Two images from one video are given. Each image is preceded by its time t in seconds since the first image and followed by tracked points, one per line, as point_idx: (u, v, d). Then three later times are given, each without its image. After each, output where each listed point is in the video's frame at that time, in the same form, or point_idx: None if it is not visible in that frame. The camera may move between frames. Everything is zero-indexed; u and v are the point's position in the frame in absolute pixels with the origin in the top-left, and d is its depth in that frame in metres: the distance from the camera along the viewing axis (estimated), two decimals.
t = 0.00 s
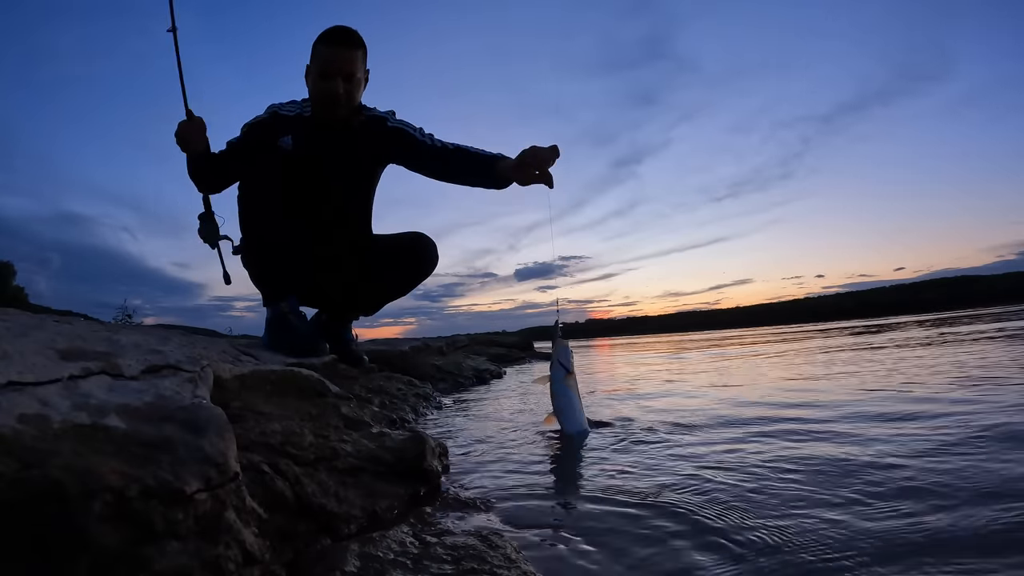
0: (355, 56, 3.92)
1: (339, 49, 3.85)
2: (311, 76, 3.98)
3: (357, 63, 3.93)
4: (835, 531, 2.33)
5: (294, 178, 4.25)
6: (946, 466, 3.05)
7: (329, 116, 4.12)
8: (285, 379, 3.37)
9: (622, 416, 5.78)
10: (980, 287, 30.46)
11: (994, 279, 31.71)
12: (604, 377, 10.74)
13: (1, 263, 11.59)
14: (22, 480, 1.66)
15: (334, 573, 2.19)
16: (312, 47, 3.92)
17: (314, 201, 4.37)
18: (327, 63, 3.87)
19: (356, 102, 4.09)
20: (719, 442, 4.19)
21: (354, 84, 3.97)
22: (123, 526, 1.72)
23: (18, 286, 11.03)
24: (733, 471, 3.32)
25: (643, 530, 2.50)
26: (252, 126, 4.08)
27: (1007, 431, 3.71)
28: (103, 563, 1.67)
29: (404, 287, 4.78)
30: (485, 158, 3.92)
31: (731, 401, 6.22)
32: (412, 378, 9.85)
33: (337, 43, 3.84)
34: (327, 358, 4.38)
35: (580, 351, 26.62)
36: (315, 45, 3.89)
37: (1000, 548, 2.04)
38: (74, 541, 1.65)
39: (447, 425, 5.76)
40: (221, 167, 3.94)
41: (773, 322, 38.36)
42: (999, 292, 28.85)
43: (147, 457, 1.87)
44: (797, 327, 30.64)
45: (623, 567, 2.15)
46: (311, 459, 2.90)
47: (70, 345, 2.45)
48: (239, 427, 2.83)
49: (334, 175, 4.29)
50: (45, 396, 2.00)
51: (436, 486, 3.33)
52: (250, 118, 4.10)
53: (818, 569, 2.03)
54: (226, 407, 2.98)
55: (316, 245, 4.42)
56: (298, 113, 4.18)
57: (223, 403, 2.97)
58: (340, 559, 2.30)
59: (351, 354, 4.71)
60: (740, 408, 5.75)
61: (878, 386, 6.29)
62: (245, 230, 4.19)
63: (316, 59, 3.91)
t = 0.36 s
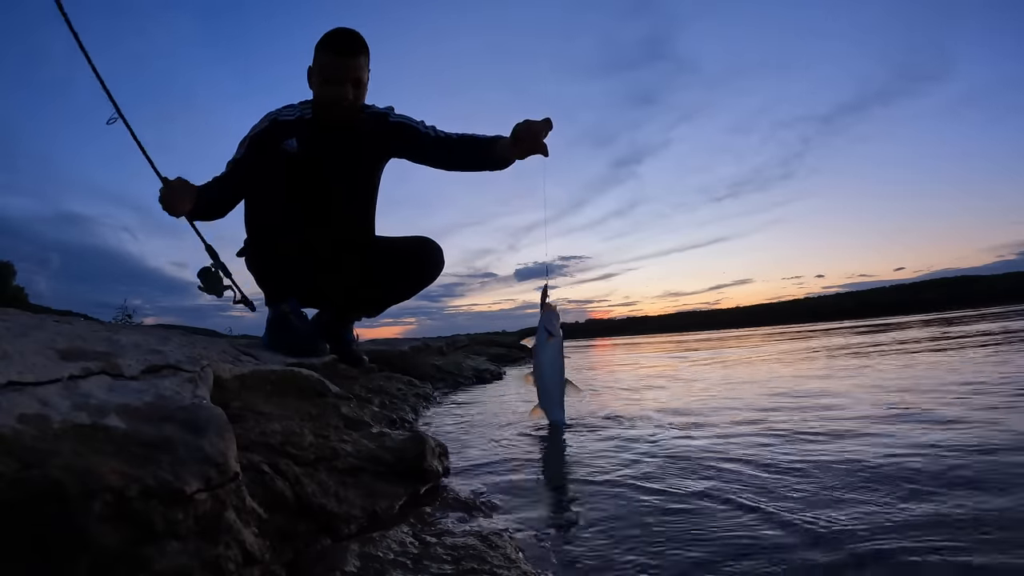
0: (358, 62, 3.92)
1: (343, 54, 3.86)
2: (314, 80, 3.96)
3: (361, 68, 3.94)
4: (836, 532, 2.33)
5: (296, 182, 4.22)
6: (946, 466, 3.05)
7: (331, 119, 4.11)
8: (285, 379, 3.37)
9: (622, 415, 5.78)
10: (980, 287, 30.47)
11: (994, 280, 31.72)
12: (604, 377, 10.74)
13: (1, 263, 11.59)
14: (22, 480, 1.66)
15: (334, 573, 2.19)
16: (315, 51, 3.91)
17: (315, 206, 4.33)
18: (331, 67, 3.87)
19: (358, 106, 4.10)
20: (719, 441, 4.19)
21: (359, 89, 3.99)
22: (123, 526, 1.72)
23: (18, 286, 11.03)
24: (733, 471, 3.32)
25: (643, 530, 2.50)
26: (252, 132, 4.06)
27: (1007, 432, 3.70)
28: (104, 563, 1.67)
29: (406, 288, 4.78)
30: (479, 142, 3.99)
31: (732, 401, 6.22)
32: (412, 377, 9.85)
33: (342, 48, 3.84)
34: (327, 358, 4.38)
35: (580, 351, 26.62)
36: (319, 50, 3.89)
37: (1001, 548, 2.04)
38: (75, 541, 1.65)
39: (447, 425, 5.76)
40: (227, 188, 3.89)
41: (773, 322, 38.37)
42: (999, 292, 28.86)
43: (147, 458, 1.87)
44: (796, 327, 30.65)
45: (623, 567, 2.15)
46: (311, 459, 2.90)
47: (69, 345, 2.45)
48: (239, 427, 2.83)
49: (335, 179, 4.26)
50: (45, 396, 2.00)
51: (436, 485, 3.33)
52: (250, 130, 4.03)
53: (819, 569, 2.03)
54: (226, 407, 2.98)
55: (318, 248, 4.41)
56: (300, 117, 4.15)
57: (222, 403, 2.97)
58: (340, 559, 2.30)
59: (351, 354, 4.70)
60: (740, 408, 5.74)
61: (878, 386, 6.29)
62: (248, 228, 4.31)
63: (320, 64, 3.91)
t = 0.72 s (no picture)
0: (354, 67, 3.92)
1: (339, 58, 3.85)
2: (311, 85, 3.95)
3: (356, 72, 3.93)
4: (834, 532, 2.33)
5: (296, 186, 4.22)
6: (945, 466, 3.05)
7: (330, 122, 4.11)
8: (286, 379, 3.37)
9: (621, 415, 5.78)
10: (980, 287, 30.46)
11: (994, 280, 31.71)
12: (604, 377, 10.74)
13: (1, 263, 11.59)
14: (22, 480, 1.67)
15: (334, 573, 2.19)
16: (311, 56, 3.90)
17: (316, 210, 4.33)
18: (328, 72, 3.86)
19: (355, 108, 4.09)
20: (718, 441, 4.19)
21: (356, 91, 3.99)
22: (123, 526, 1.72)
23: (18, 286, 11.03)
24: (733, 471, 3.32)
25: (642, 530, 2.51)
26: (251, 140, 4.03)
27: (1006, 432, 3.70)
28: (103, 563, 1.67)
29: (407, 287, 4.78)
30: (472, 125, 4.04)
31: (732, 401, 6.21)
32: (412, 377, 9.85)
33: (335, 55, 3.83)
34: (327, 358, 4.38)
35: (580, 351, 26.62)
36: (314, 55, 3.88)
37: (998, 550, 2.05)
38: (74, 541, 1.64)
39: (447, 425, 5.76)
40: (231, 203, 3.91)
41: (773, 322, 38.37)
42: (998, 292, 28.86)
43: (147, 458, 1.87)
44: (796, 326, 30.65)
45: (622, 567, 2.15)
46: (311, 459, 2.90)
47: (69, 345, 2.45)
48: (239, 427, 2.82)
49: (336, 182, 4.26)
50: (45, 396, 2.00)
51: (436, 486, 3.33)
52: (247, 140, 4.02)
53: (817, 569, 2.04)
54: (226, 407, 2.98)
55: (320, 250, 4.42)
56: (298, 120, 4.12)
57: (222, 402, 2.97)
58: (340, 559, 2.30)
59: (352, 353, 4.70)
60: (740, 408, 5.74)
61: (878, 386, 6.28)
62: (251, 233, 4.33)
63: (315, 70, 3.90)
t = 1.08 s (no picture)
0: (360, 64, 3.94)
1: (346, 56, 3.86)
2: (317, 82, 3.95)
3: (362, 70, 3.94)
4: (836, 530, 2.34)
5: (298, 186, 4.19)
6: (945, 465, 3.05)
7: (332, 121, 4.10)
8: (286, 379, 3.34)
9: (621, 415, 5.78)
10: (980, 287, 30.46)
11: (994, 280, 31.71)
12: (605, 377, 10.74)
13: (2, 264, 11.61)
14: (22, 480, 1.67)
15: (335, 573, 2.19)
16: (317, 54, 3.91)
17: (318, 209, 4.30)
18: (335, 69, 3.87)
19: (359, 107, 4.10)
20: (718, 441, 4.19)
21: (362, 91, 4.01)
22: (123, 526, 1.71)
23: (18, 288, 11.05)
24: (733, 471, 3.32)
25: (642, 529, 2.50)
26: (254, 140, 3.98)
27: (1007, 431, 3.70)
28: (103, 563, 1.65)
29: (408, 285, 4.79)
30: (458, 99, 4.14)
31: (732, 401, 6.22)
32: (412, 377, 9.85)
33: (341, 50, 3.86)
34: (327, 358, 4.38)
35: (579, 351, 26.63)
36: (320, 53, 3.89)
37: (1000, 548, 2.05)
38: (73, 541, 1.64)
39: (447, 425, 5.76)
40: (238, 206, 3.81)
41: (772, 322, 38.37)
42: (998, 292, 28.86)
43: (147, 458, 1.87)
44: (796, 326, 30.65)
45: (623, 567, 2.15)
46: (311, 459, 2.90)
47: (69, 345, 2.44)
48: (239, 426, 2.80)
49: (337, 181, 4.25)
50: (45, 396, 2.00)
51: (435, 486, 3.34)
52: (249, 141, 3.96)
53: (818, 568, 2.04)
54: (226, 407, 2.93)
55: (321, 249, 4.41)
56: (301, 119, 4.09)
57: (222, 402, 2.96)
58: (340, 559, 2.30)
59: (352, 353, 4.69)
60: (740, 407, 5.74)
61: (879, 386, 6.27)
62: (252, 232, 4.32)
63: (322, 66, 3.91)
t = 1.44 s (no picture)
0: (366, 66, 3.93)
1: (351, 57, 3.85)
2: (321, 82, 3.95)
3: (367, 72, 3.94)
4: (838, 530, 2.34)
5: (298, 187, 4.18)
6: (946, 466, 3.05)
7: (335, 122, 4.10)
8: (286, 379, 3.33)
9: (621, 415, 5.78)
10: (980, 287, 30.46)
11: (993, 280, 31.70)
12: (604, 377, 10.75)
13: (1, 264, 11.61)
14: (22, 480, 1.66)
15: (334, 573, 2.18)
16: (323, 54, 3.90)
17: (318, 210, 4.30)
18: (339, 70, 3.88)
19: (361, 108, 4.10)
20: (718, 441, 4.18)
21: (365, 92, 4.02)
22: (124, 526, 1.71)
23: (17, 288, 11.06)
24: (733, 471, 3.32)
25: (643, 530, 2.50)
26: (254, 142, 3.98)
27: (1007, 431, 3.69)
28: (103, 563, 1.65)
29: (408, 285, 4.79)
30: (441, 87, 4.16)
31: (731, 401, 6.22)
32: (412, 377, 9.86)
33: (348, 51, 3.83)
34: (327, 358, 4.38)
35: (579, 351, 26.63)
36: (326, 54, 3.88)
37: (1003, 547, 2.05)
38: (73, 541, 1.64)
39: (447, 425, 5.76)
40: (239, 209, 3.83)
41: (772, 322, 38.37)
42: (998, 292, 28.86)
43: (147, 458, 1.87)
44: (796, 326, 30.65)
45: (624, 568, 2.15)
46: (311, 459, 2.90)
47: (69, 345, 2.44)
48: (239, 426, 2.80)
49: (338, 182, 4.24)
50: (45, 396, 2.00)
51: (435, 486, 3.34)
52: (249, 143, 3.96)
53: (819, 568, 2.03)
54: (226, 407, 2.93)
55: (321, 249, 4.41)
56: (302, 120, 4.09)
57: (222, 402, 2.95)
58: (340, 559, 2.30)
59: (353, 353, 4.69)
60: (740, 408, 5.74)
61: (879, 386, 6.27)
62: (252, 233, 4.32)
63: (328, 67, 3.90)
